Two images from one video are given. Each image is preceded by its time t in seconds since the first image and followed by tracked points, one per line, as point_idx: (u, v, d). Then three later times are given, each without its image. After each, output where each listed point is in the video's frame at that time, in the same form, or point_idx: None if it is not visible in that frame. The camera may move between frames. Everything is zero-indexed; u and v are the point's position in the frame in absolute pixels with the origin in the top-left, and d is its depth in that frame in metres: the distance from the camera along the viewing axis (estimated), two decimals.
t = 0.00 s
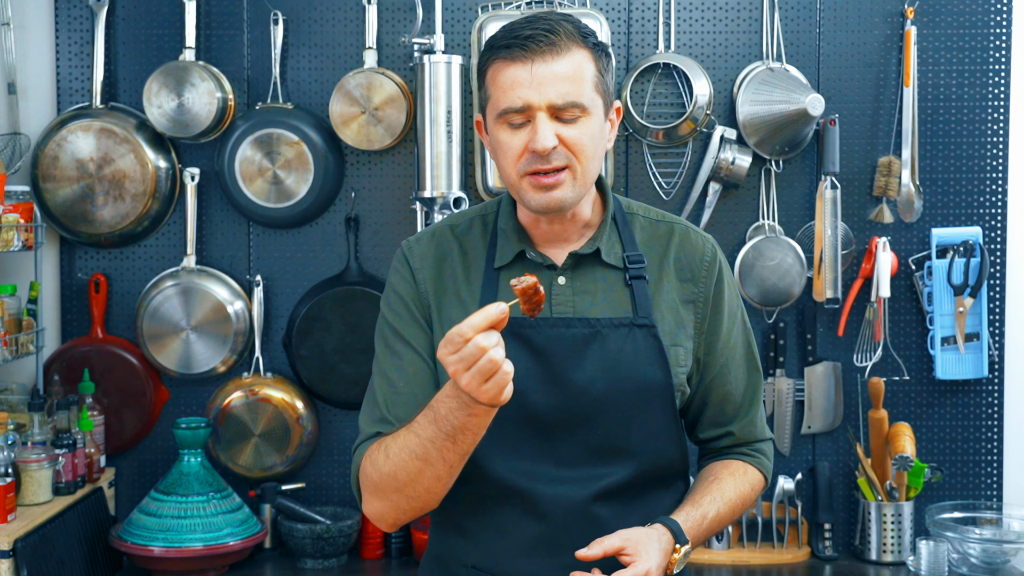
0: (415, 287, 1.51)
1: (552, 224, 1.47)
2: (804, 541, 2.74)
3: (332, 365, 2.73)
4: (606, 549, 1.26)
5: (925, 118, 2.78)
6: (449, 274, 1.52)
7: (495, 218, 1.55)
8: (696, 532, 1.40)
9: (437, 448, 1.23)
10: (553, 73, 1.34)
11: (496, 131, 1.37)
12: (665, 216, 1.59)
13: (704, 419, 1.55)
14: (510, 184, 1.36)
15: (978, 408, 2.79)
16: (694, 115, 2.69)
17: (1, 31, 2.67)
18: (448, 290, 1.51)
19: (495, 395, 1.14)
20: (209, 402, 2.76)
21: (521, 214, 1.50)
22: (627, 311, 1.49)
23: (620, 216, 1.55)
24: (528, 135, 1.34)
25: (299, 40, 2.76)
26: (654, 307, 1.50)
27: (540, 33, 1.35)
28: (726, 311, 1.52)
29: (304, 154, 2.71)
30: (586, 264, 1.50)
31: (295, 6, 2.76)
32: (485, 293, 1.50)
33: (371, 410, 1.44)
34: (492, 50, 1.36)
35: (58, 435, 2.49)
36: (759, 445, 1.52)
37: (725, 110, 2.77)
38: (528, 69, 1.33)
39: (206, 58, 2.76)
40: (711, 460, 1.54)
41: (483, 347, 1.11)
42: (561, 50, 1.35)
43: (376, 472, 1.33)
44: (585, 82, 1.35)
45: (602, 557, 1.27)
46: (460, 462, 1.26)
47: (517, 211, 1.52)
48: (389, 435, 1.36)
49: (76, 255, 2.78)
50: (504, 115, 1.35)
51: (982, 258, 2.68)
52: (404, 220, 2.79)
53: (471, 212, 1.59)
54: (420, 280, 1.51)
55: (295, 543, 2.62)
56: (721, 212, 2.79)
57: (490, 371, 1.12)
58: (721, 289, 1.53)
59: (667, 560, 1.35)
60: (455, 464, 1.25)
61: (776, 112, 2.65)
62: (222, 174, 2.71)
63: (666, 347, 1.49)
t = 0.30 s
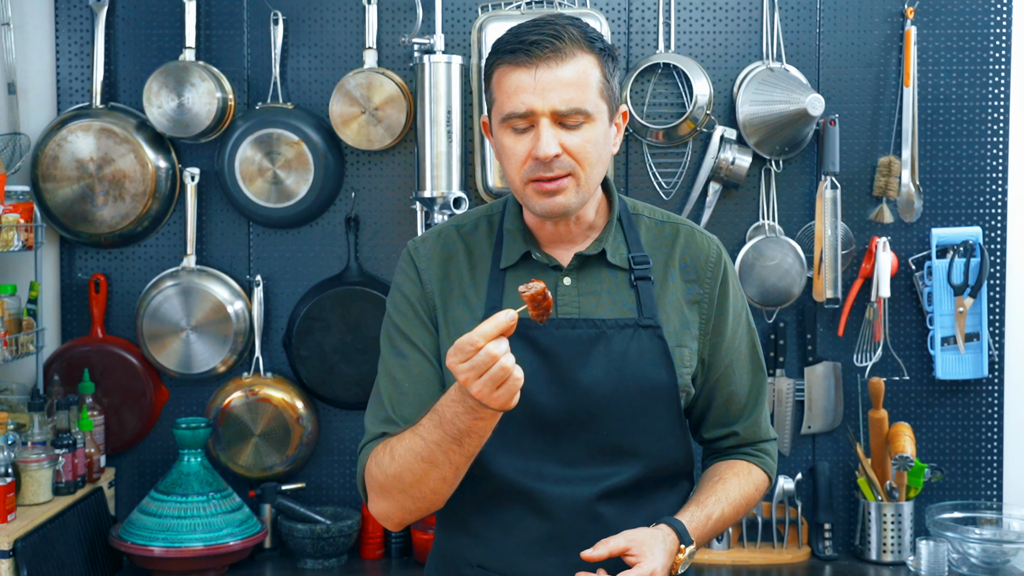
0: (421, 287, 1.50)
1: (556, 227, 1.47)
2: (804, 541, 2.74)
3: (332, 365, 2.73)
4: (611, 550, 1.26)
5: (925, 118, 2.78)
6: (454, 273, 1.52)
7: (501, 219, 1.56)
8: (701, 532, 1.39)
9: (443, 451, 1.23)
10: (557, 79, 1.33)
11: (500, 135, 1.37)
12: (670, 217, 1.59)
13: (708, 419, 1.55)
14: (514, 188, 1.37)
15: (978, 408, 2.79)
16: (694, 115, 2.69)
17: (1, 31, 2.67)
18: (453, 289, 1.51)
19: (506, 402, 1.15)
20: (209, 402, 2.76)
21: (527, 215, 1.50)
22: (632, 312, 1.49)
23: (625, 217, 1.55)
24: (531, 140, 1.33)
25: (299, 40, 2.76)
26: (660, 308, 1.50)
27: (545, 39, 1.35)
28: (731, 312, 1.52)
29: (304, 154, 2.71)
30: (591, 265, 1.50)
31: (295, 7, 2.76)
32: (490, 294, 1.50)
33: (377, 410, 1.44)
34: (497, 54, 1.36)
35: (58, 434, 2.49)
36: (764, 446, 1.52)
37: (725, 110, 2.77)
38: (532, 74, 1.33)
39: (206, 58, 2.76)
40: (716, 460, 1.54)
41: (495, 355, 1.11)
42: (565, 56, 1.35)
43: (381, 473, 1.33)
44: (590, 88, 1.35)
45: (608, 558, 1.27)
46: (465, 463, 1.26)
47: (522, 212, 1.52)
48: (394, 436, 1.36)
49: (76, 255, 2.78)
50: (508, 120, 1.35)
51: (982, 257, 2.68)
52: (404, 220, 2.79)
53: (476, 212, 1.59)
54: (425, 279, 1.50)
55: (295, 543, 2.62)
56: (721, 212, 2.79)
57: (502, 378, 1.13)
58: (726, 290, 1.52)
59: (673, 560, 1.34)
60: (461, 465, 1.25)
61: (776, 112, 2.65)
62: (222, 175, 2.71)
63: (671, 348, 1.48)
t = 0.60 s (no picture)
0: (424, 287, 1.51)
1: (561, 226, 1.46)
2: (804, 542, 2.74)
3: (332, 365, 2.73)
4: (619, 547, 1.26)
5: (925, 118, 2.78)
6: (457, 272, 1.52)
7: (504, 219, 1.55)
8: (705, 532, 1.39)
9: (455, 468, 1.26)
10: (560, 80, 1.33)
11: (504, 136, 1.37)
12: (673, 217, 1.59)
13: (710, 420, 1.54)
14: (520, 189, 1.37)
15: (978, 408, 2.79)
16: (694, 115, 2.69)
17: (1, 30, 2.67)
18: (455, 288, 1.51)
19: (534, 442, 1.15)
20: (209, 402, 2.76)
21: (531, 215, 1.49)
22: (635, 310, 1.49)
23: (628, 217, 1.55)
24: (536, 141, 1.33)
25: (298, 40, 2.76)
26: (662, 307, 1.51)
27: (547, 40, 1.34)
28: (733, 311, 1.52)
29: (304, 154, 2.71)
30: (594, 264, 1.50)
31: (296, 7, 2.76)
32: (492, 292, 1.50)
33: (385, 415, 1.46)
34: (499, 55, 1.36)
35: (58, 434, 2.49)
36: (765, 447, 1.52)
37: (725, 110, 2.77)
38: (535, 75, 1.33)
39: (206, 58, 2.76)
40: (718, 462, 1.54)
41: (523, 409, 1.11)
42: (567, 57, 1.34)
43: (395, 487, 1.35)
44: (592, 88, 1.34)
45: (615, 556, 1.27)
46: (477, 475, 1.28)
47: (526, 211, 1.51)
48: (403, 448, 1.38)
49: (76, 255, 2.78)
50: (512, 122, 1.35)
51: (982, 258, 2.68)
52: (404, 219, 2.79)
53: (480, 212, 1.59)
54: (428, 279, 1.51)
55: (295, 543, 2.62)
56: (722, 212, 2.79)
57: (534, 427, 1.13)
58: (728, 290, 1.52)
59: (679, 559, 1.34)
60: (473, 478, 1.28)
61: (776, 112, 2.65)
62: (222, 175, 2.71)
63: (673, 346, 1.48)
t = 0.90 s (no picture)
0: (422, 288, 1.51)
1: (560, 228, 1.46)
2: (804, 542, 2.74)
3: (332, 365, 2.73)
4: (619, 548, 1.26)
5: (925, 118, 2.78)
6: (456, 273, 1.52)
7: (503, 219, 1.55)
8: (706, 533, 1.39)
9: (451, 470, 1.27)
10: (557, 84, 1.33)
11: (501, 140, 1.37)
12: (672, 217, 1.59)
13: (710, 421, 1.54)
14: (517, 192, 1.37)
15: (978, 408, 2.79)
16: (694, 115, 2.69)
17: (1, 30, 2.67)
18: (454, 289, 1.51)
19: (514, 442, 1.17)
20: (209, 402, 2.76)
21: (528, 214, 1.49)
22: (634, 310, 1.49)
23: (627, 217, 1.55)
24: (533, 146, 1.34)
25: (299, 40, 2.76)
26: (661, 306, 1.50)
27: (545, 44, 1.34)
28: (732, 311, 1.52)
29: (304, 154, 2.71)
30: (593, 263, 1.50)
31: (296, 7, 2.76)
32: (491, 292, 1.50)
33: (383, 417, 1.46)
34: (497, 59, 1.36)
35: (58, 434, 2.49)
36: (766, 447, 1.52)
37: (725, 110, 2.77)
38: (533, 80, 1.33)
39: (206, 58, 2.76)
40: (719, 462, 1.54)
41: (507, 407, 1.13)
42: (565, 61, 1.34)
43: (391, 486, 1.36)
44: (589, 92, 1.34)
45: (616, 557, 1.27)
46: (472, 479, 1.29)
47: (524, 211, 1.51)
48: (400, 449, 1.39)
49: (76, 255, 2.78)
50: (509, 126, 1.35)
51: (982, 258, 2.68)
52: (404, 219, 2.79)
53: (479, 212, 1.59)
54: (427, 280, 1.51)
55: (295, 543, 2.62)
56: (722, 212, 2.79)
57: (514, 427, 1.15)
58: (727, 289, 1.52)
59: (679, 560, 1.34)
60: (468, 482, 1.29)
61: (776, 112, 2.65)
62: (222, 174, 2.71)
63: (672, 346, 1.48)
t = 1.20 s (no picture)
0: (419, 289, 1.51)
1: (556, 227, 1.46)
2: (804, 541, 2.74)
3: (332, 365, 2.73)
4: (616, 549, 1.26)
5: (925, 118, 2.78)
6: (452, 273, 1.52)
7: (500, 219, 1.55)
8: (703, 533, 1.39)
9: (446, 471, 1.27)
10: (551, 85, 1.33)
11: (496, 141, 1.36)
12: (669, 217, 1.59)
13: (708, 421, 1.54)
14: (512, 194, 1.37)
15: (978, 408, 2.79)
16: (694, 115, 2.69)
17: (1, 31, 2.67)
18: (452, 289, 1.51)
19: (508, 443, 1.17)
20: (209, 402, 2.76)
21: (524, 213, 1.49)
22: (630, 310, 1.49)
23: (623, 217, 1.55)
24: (527, 147, 1.33)
25: (298, 40, 2.76)
26: (658, 306, 1.50)
27: (538, 44, 1.34)
28: (729, 311, 1.52)
29: (304, 154, 2.71)
30: (590, 262, 1.50)
31: (296, 7, 2.76)
32: (488, 293, 1.50)
33: (380, 418, 1.47)
34: (491, 60, 1.36)
35: (58, 434, 2.49)
36: (764, 447, 1.52)
37: (725, 110, 2.77)
38: (526, 80, 1.33)
39: (206, 58, 2.76)
40: (716, 462, 1.54)
41: (500, 406, 1.13)
42: (559, 61, 1.34)
43: (388, 487, 1.36)
44: (583, 92, 1.34)
45: (613, 557, 1.27)
46: (468, 481, 1.29)
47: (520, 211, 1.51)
48: (397, 450, 1.39)
49: (76, 255, 2.78)
50: (503, 127, 1.35)
51: (982, 258, 2.68)
52: (404, 219, 2.79)
53: (476, 212, 1.58)
54: (423, 281, 1.51)
55: (295, 543, 2.62)
56: (722, 212, 2.79)
57: (508, 427, 1.15)
58: (725, 289, 1.52)
59: (677, 561, 1.34)
60: (464, 484, 1.29)
61: (776, 112, 2.65)
62: (222, 174, 2.71)
63: (670, 346, 1.48)
